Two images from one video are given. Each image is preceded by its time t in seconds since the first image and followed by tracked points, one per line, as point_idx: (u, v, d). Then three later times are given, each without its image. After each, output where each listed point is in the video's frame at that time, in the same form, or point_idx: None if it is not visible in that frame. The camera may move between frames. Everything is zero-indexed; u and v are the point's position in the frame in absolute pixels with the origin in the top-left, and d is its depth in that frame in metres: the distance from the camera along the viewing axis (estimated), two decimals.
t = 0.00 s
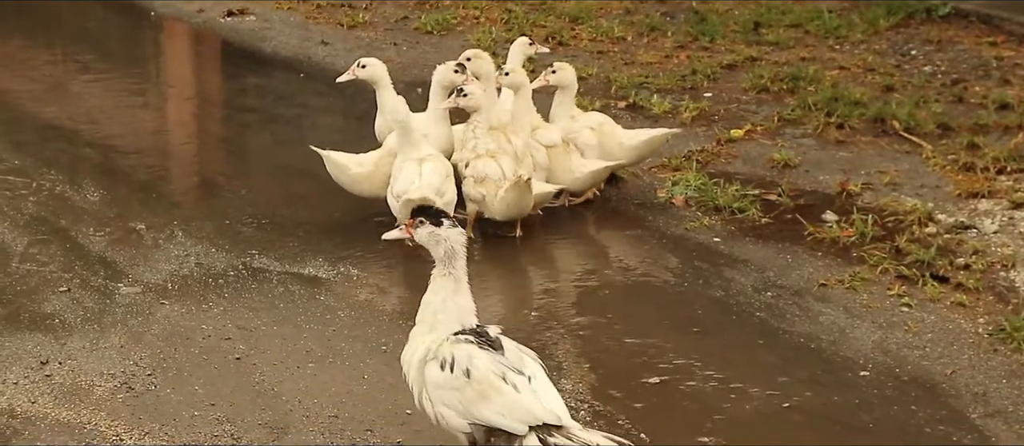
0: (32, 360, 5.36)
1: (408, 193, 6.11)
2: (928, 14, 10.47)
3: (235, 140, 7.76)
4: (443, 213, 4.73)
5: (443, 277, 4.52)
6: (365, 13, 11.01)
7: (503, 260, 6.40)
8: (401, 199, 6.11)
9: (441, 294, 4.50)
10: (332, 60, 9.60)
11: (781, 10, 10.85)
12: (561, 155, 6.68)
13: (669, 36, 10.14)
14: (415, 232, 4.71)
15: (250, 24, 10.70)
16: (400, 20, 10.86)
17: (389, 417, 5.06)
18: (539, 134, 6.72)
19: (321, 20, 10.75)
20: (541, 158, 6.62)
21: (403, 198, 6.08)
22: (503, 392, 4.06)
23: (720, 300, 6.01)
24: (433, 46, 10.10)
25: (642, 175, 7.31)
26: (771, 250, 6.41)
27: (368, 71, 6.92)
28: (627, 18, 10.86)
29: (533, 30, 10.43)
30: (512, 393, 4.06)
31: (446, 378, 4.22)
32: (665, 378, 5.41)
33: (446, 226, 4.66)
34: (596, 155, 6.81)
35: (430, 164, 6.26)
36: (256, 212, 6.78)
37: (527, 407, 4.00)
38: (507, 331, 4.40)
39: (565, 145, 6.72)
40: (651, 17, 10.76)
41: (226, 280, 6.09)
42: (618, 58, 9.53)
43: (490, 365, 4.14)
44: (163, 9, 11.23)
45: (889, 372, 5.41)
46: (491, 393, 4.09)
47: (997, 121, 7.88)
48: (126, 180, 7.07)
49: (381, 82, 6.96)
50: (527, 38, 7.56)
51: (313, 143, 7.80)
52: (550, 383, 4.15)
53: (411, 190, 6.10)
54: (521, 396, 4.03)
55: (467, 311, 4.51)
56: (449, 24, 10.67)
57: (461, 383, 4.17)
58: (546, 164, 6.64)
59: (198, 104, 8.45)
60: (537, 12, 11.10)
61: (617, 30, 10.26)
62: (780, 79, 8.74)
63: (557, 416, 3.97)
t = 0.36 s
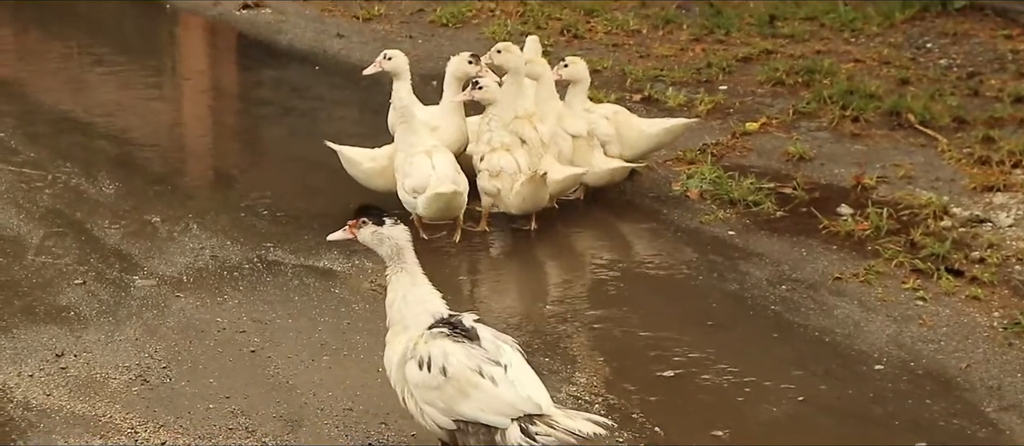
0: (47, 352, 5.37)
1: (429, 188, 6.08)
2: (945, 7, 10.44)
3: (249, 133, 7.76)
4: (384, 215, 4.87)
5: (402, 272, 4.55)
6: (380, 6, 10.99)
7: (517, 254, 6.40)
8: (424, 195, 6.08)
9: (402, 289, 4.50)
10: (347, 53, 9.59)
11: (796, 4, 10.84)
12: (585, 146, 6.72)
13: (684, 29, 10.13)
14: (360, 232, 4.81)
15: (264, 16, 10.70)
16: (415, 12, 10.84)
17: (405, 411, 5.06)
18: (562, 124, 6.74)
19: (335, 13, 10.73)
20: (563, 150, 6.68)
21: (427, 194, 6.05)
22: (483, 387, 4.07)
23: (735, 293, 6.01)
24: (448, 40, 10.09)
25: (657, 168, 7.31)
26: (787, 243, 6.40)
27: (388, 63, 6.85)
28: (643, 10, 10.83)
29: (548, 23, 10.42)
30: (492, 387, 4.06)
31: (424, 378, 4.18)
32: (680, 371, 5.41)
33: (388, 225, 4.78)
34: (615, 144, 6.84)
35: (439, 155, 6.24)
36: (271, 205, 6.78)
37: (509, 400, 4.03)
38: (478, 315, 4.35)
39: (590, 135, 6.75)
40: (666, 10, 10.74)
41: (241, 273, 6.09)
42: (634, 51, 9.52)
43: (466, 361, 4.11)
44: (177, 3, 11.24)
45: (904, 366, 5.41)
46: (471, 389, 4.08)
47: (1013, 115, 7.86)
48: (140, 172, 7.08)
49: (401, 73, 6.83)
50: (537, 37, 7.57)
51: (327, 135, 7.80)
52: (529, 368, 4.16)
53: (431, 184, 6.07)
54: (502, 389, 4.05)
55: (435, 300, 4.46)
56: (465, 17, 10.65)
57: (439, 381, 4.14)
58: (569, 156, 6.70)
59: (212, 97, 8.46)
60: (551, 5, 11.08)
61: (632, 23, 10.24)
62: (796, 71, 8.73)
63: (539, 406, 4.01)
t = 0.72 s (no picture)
0: (61, 352, 5.37)
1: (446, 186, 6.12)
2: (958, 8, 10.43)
3: (262, 133, 7.78)
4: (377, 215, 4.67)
5: (376, 277, 4.48)
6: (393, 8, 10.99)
7: (529, 255, 6.41)
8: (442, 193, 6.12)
9: (378, 295, 4.45)
10: (360, 54, 9.61)
11: (809, 5, 10.85)
12: (590, 142, 6.70)
13: (698, 30, 10.14)
14: (351, 233, 4.63)
15: (277, 19, 10.73)
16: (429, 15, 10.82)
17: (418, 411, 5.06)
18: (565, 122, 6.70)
19: (350, 14, 10.79)
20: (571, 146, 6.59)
21: (445, 193, 6.09)
22: (482, 374, 4.12)
23: (748, 293, 6.01)
24: (461, 42, 10.11)
25: (670, 169, 7.31)
26: (800, 244, 6.40)
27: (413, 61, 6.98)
28: (656, 12, 10.85)
29: (562, 24, 10.43)
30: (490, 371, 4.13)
31: (419, 378, 4.20)
32: (693, 372, 5.41)
33: (380, 227, 4.62)
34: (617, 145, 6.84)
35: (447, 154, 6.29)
36: (284, 205, 6.79)
37: (510, 381, 4.09)
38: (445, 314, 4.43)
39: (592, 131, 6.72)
40: (680, 12, 10.75)
41: (255, 273, 6.10)
42: (647, 52, 9.53)
43: (457, 352, 4.17)
44: (190, 4, 11.27)
45: (916, 366, 5.40)
46: (469, 378, 4.13)
47: None
48: (154, 173, 7.09)
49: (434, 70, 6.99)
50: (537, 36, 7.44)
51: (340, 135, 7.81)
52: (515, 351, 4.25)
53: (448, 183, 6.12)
54: (500, 372, 4.12)
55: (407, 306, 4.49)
56: (477, 18, 10.68)
57: (434, 378, 4.17)
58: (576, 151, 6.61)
59: (226, 97, 8.47)
60: (564, 7, 11.10)
61: (646, 24, 10.26)
62: (809, 73, 8.73)
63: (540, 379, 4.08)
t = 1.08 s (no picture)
0: (70, 346, 5.38)
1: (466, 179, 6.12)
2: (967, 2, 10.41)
3: (271, 127, 7.78)
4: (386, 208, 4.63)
5: (372, 263, 4.47)
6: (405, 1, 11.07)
7: (538, 249, 6.40)
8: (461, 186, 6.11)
9: (369, 287, 4.46)
10: (369, 48, 9.61)
11: None
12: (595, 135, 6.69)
13: (707, 24, 10.13)
14: (359, 226, 4.58)
15: (286, 13, 10.73)
16: (438, 8, 10.90)
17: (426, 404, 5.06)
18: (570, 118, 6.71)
19: (360, 8, 10.81)
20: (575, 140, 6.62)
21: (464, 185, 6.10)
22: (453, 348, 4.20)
23: (758, 287, 6.00)
24: (469, 36, 10.10)
25: (679, 163, 7.31)
26: (809, 237, 6.40)
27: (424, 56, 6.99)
28: (666, 6, 10.83)
29: (571, 18, 10.42)
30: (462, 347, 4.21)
31: (390, 345, 4.26)
32: (702, 365, 5.41)
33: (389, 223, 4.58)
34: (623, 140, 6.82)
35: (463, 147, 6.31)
36: (294, 199, 6.79)
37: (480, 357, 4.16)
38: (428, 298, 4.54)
39: (596, 124, 6.72)
40: (689, 5, 10.74)
41: (264, 267, 6.10)
42: (656, 46, 9.52)
43: (431, 326, 4.27)
44: None
45: (925, 360, 5.39)
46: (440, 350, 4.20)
47: None
48: (163, 166, 7.09)
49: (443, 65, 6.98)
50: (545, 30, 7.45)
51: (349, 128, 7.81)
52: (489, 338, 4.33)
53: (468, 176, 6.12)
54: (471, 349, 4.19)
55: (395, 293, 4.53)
56: (486, 11, 10.67)
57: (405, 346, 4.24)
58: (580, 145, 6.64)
59: (236, 91, 8.48)
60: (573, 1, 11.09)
61: (655, 18, 10.25)
62: (819, 66, 8.73)
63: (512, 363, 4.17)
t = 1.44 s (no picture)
0: (74, 339, 5.38)
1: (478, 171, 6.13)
2: None
3: (275, 121, 7.78)
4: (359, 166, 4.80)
5: (358, 226, 4.59)
6: None
7: (542, 243, 6.40)
8: (473, 178, 6.14)
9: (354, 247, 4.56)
10: (372, 43, 9.61)
11: None
12: (600, 129, 6.67)
13: (711, 18, 10.12)
14: (334, 185, 4.77)
15: (289, 7, 10.73)
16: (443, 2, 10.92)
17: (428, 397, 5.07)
18: (576, 111, 6.69)
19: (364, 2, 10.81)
20: (581, 134, 6.60)
21: (475, 178, 6.11)
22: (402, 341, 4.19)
23: (762, 281, 6.00)
24: (473, 30, 10.10)
25: (683, 157, 7.30)
26: (813, 231, 6.39)
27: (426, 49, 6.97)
28: None
29: (574, 12, 10.42)
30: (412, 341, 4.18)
31: (351, 323, 4.32)
32: (705, 359, 5.41)
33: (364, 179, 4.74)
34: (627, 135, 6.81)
35: (474, 139, 6.33)
36: (297, 194, 6.79)
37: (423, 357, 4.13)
38: (418, 278, 4.49)
39: (602, 119, 6.70)
40: None
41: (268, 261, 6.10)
42: (659, 40, 9.51)
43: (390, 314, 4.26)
44: None
45: (929, 354, 5.38)
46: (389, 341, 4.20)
47: None
48: (167, 161, 7.09)
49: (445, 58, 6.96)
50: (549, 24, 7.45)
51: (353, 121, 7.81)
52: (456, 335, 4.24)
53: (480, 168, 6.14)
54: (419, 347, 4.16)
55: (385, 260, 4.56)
56: (490, 6, 10.67)
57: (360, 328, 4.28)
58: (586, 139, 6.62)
59: (240, 85, 8.48)
60: None
61: (658, 12, 10.24)
62: (822, 60, 8.72)
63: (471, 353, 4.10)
